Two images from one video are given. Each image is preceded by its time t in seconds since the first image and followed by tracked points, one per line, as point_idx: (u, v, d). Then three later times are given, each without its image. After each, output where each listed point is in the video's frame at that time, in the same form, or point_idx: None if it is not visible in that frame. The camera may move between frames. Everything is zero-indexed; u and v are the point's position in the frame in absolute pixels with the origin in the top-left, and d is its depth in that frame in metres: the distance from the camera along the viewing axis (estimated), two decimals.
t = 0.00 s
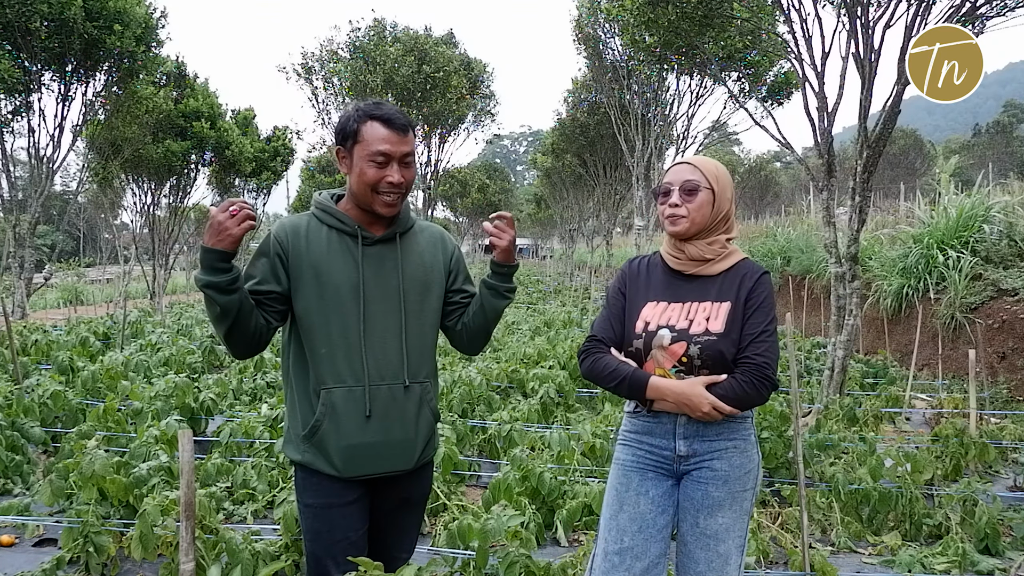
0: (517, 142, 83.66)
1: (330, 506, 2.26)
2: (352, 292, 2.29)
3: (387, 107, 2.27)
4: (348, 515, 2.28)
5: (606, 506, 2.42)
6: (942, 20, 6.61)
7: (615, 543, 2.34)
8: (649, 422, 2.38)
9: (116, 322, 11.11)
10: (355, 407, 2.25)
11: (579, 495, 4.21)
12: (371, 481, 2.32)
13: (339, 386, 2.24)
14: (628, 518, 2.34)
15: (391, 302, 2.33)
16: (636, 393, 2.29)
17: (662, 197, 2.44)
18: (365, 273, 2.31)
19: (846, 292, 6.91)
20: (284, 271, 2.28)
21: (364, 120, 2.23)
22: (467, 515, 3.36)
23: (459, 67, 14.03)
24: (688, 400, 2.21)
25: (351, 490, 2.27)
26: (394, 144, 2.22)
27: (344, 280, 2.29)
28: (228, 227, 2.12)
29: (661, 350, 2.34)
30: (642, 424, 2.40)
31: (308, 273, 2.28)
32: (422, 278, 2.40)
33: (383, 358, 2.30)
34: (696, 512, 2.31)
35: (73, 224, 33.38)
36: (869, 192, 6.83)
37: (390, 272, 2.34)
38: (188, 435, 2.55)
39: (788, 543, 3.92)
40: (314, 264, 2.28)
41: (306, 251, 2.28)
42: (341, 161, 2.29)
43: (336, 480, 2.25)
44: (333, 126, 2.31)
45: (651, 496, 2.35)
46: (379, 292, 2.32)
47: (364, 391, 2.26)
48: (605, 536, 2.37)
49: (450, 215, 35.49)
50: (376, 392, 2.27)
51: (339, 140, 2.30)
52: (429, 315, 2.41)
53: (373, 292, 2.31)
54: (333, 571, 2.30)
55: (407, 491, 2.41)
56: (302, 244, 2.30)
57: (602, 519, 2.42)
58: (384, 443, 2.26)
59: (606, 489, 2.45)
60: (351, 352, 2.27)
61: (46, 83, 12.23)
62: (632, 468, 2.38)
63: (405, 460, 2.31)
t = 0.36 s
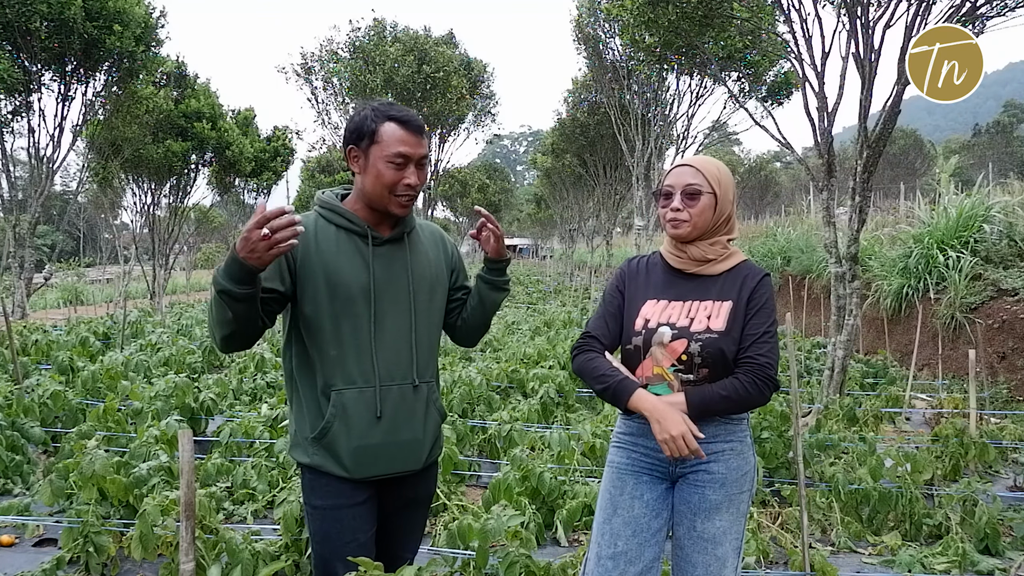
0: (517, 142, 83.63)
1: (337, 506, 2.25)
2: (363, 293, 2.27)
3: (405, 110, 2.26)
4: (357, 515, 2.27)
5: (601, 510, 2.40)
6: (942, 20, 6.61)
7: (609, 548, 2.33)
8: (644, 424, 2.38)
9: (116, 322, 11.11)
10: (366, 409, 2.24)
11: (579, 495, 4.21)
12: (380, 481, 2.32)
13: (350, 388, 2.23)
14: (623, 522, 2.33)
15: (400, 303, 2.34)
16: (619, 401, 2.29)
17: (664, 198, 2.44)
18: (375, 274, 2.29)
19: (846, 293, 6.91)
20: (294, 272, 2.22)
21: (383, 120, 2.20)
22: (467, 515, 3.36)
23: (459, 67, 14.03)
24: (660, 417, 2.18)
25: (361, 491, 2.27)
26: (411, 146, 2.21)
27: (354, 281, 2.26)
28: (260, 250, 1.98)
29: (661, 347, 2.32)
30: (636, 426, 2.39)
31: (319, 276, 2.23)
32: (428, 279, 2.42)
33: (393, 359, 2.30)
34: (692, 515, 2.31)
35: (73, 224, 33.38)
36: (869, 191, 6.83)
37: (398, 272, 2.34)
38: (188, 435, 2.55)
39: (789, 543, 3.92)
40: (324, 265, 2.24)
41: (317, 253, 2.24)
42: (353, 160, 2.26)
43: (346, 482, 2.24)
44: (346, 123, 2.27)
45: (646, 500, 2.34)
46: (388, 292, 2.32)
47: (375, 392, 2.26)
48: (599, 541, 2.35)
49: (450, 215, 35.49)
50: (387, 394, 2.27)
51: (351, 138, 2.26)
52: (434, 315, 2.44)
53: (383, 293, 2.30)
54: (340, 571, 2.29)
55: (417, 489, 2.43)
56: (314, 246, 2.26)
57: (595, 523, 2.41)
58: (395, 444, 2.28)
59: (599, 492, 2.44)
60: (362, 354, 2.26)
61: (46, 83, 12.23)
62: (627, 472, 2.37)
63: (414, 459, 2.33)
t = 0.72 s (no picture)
0: (517, 141, 83.65)
1: (353, 510, 2.22)
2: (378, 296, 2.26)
3: (392, 108, 2.23)
4: (375, 518, 2.26)
5: (600, 512, 2.39)
6: (942, 20, 6.61)
7: (608, 550, 2.33)
8: (644, 426, 2.37)
9: (116, 322, 11.11)
10: (387, 409, 2.22)
11: (579, 495, 4.21)
12: (394, 483, 2.31)
13: (372, 389, 2.20)
14: (623, 525, 2.32)
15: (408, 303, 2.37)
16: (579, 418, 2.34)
17: (663, 199, 2.44)
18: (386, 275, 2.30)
19: (846, 292, 6.91)
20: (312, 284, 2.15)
21: (368, 118, 2.18)
22: (467, 515, 3.36)
23: (459, 67, 14.03)
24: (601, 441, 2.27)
25: (379, 494, 2.26)
26: (396, 146, 2.17)
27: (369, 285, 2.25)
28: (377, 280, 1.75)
29: (660, 344, 2.31)
30: (636, 428, 2.38)
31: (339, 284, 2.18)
32: (424, 276, 2.47)
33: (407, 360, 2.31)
34: (693, 516, 2.32)
35: (73, 224, 33.36)
36: (869, 191, 6.83)
37: (403, 272, 2.37)
38: (188, 435, 2.55)
39: (789, 543, 3.92)
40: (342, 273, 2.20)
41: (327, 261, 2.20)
42: (338, 158, 2.24)
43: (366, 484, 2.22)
44: (334, 123, 2.25)
45: (646, 502, 2.34)
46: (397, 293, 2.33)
47: (393, 392, 2.24)
48: (599, 544, 2.35)
49: (450, 215, 35.50)
50: (404, 394, 2.27)
51: (338, 136, 2.23)
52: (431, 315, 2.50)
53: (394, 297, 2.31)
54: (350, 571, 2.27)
55: (427, 488, 2.43)
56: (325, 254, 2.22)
57: (594, 525, 2.40)
58: (415, 443, 2.29)
59: (598, 494, 2.43)
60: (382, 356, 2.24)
61: (46, 83, 12.23)
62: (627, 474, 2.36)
63: (429, 454, 2.35)
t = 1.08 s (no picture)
0: (517, 141, 83.64)
1: (359, 512, 2.20)
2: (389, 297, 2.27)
3: (398, 108, 2.22)
4: (384, 520, 2.25)
5: (600, 514, 2.39)
6: (942, 20, 6.61)
7: (609, 552, 2.33)
8: (643, 427, 2.37)
9: (116, 322, 11.12)
10: (398, 410, 2.24)
11: (579, 495, 4.21)
12: (399, 485, 2.30)
13: (384, 392, 2.21)
14: (623, 527, 2.32)
15: (414, 304, 2.39)
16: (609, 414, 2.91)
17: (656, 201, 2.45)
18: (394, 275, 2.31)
19: (846, 293, 6.91)
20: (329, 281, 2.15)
21: (376, 118, 2.17)
22: (467, 515, 3.36)
23: (459, 66, 14.02)
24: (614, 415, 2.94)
25: (387, 497, 2.25)
26: (405, 147, 2.17)
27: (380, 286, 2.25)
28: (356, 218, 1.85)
29: (655, 346, 2.33)
30: (636, 429, 2.38)
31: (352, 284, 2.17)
32: (428, 277, 2.49)
33: (415, 360, 2.32)
34: (693, 517, 2.32)
35: (72, 224, 33.34)
36: (869, 191, 6.83)
37: (409, 274, 2.38)
38: (188, 435, 2.56)
39: (788, 543, 3.92)
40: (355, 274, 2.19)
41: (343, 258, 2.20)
42: (344, 158, 2.21)
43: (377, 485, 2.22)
44: (340, 121, 2.23)
45: (646, 503, 2.34)
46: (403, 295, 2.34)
47: (403, 393, 2.26)
48: (600, 546, 2.34)
49: (450, 215, 35.50)
50: (412, 395, 2.29)
51: (344, 137, 2.21)
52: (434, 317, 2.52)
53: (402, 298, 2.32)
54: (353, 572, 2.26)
55: (428, 489, 2.43)
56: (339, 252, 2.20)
57: (594, 527, 2.39)
58: (424, 442, 2.31)
59: (598, 495, 2.43)
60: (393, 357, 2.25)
61: (46, 83, 12.22)
62: (627, 475, 2.36)
63: (435, 455, 2.37)
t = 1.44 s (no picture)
0: (517, 141, 83.66)
1: (353, 511, 2.21)
2: (382, 295, 2.26)
3: (410, 104, 2.25)
4: (373, 518, 2.25)
5: (602, 513, 2.39)
6: (942, 20, 6.61)
7: (611, 550, 2.33)
8: (645, 426, 2.37)
9: (116, 321, 11.12)
10: (387, 411, 2.23)
11: (579, 495, 4.21)
12: (393, 485, 2.30)
13: (373, 392, 2.21)
14: (625, 525, 2.32)
15: (414, 305, 2.36)
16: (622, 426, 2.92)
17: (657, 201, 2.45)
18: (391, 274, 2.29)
19: (846, 293, 6.91)
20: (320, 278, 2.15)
21: (389, 114, 2.20)
22: (467, 515, 3.37)
23: (459, 67, 14.02)
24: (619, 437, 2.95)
25: (377, 494, 2.24)
26: (417, 140, 2.20)
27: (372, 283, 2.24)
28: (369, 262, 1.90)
29: (658, 348, 2.33)
30: (638, 429, 2.38)
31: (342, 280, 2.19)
32: (435, 281, 2.45)
33: (408, 363, 2.31)
34: (694, 516, 2.32)
35: (73, 224, 33.33)
36: (869, 191, 6.83)
37: (410, 275, 2.35)
38: (187, 435, 2.55)
39: (789, 543, 3.92)
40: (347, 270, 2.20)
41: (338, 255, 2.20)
42: (359, 155, 2.23)
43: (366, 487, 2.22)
44: (354, 118, 2.25)
45: (648, 502, 2.34)
46: (401, 297, 2.32)
47: (393, 394, 2.25)
48: (602, 544, 2.34)
49: (450, 215, 35.50)
50: (404, 397, 2.28)
51: (357, 132, 2.23)
52: (439, 322, 2.49)
53: (399, 298, 2.31)
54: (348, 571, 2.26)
55: (425, 490, 2.43)
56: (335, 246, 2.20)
57: (596, 526, 2.39)
58: (415, 446, 2.29)
59: (599, 494, 2.42)
60: (382, 356, 2.24)
61: (47, 83, 12.23)
62: (629, 474, 2.36)
63: (427, 460, 2.35)
